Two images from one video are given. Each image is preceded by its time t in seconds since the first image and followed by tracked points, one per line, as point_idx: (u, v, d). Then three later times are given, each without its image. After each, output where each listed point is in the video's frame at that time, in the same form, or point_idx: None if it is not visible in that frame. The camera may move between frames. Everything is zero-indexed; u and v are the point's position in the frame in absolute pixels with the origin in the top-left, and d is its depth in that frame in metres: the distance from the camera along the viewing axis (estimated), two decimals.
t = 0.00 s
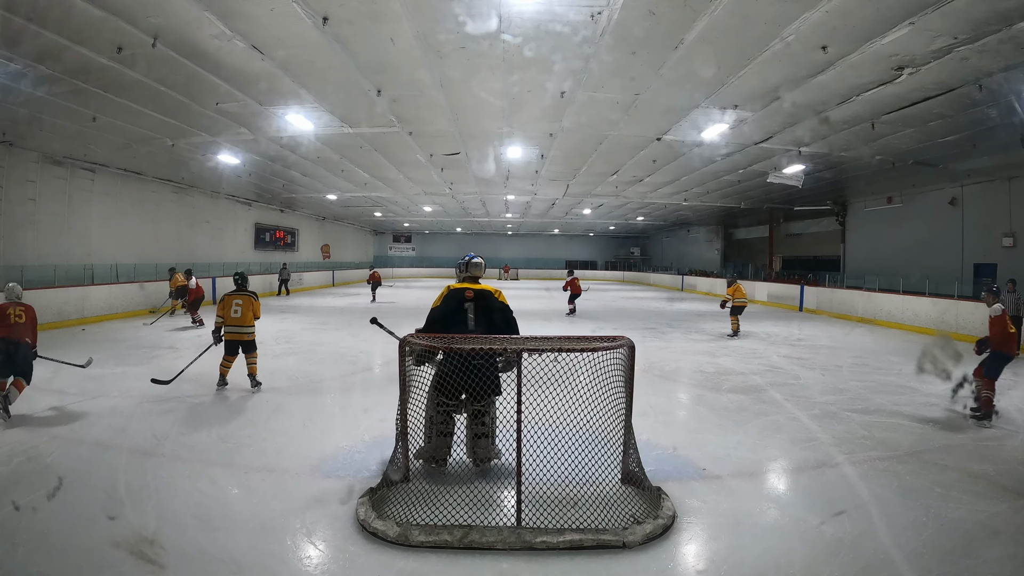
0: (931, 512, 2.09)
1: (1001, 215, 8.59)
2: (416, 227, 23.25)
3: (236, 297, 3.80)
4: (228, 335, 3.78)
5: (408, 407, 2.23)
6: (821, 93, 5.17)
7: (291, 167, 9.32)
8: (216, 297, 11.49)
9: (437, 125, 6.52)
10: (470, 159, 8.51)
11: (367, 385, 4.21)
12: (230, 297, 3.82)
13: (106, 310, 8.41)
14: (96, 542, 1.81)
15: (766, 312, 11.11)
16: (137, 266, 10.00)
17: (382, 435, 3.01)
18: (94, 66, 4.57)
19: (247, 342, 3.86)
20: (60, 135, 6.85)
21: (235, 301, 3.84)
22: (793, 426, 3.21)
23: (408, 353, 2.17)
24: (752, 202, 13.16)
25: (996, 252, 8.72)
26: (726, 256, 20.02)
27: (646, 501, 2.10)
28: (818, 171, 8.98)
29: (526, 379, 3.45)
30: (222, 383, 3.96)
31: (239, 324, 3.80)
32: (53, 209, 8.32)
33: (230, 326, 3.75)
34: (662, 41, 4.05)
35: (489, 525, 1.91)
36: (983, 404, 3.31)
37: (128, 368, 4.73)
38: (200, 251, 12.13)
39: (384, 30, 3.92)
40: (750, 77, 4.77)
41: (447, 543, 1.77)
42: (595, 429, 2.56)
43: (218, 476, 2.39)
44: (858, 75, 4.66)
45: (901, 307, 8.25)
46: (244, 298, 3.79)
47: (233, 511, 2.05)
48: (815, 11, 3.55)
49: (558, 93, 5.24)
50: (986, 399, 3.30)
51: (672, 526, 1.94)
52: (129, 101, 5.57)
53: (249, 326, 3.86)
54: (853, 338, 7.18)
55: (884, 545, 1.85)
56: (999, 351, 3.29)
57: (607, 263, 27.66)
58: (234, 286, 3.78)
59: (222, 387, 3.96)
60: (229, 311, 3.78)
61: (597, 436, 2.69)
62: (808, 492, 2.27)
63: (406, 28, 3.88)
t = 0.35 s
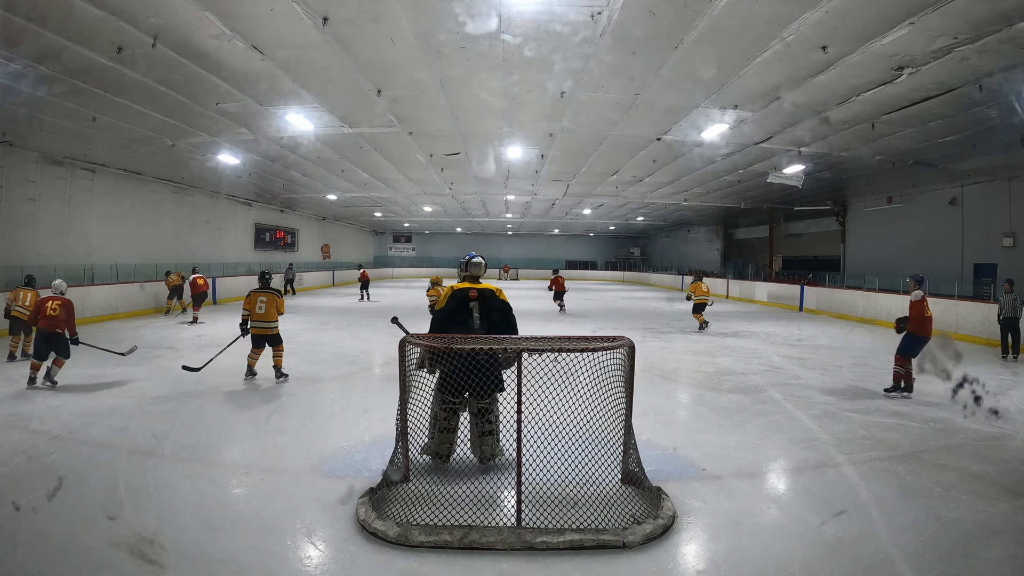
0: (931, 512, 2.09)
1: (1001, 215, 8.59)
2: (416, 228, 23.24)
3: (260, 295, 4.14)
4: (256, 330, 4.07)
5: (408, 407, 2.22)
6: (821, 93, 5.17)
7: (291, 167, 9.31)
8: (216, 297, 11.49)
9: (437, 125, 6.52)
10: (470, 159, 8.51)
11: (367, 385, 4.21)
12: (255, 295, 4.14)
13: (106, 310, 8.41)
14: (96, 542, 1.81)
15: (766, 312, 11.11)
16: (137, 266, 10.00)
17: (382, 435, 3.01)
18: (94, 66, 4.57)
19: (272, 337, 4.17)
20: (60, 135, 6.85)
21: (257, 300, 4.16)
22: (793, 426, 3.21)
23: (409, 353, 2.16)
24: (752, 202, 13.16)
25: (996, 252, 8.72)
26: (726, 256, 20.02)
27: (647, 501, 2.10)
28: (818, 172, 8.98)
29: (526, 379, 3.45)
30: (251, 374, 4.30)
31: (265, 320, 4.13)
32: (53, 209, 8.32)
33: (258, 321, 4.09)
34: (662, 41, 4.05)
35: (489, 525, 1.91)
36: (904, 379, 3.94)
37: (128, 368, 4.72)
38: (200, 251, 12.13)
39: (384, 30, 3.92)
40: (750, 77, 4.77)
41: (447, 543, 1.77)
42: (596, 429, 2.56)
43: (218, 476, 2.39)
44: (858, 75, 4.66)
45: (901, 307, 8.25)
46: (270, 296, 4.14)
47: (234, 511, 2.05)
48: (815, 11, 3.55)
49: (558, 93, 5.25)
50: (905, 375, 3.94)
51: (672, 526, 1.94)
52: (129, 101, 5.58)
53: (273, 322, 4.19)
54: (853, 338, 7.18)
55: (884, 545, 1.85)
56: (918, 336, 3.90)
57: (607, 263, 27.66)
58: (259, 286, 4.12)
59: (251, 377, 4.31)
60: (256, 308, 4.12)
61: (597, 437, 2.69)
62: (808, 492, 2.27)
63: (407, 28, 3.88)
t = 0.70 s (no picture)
0: (931, 512, 2.09)
1: (1001, 215, 8.59)
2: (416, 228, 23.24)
3: (295, 293, 4.50)
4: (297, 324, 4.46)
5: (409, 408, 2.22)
6: (821, 93, 5.17)
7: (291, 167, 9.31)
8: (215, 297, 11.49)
9: (437, 125, 6.52)
10: (470, 159, 8.52)
11: (367, 385, 4.22)
12: (289, 294, 4.48)
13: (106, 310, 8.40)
14: (97, 542, 1.81)
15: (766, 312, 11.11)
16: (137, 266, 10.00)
17: (382, 435, 3.01)
18: (94, 66, 4.58)
19: (307, 331, 4.57)
20: (60, 134, 6.85)
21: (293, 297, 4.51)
22: (792, 426, 3.21)
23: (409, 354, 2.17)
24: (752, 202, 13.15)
25: (996, 252, 8.72)
26: (726, 256, 20.01)
27: (647, 500, 2.10)
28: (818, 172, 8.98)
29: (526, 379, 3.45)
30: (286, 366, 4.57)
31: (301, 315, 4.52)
32: (52, 209, 8.31)
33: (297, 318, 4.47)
34: (662, 41, 4.05)
35: (489, 525, 1.91)
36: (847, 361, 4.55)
37: (128, 368, 4.72)
38: (200, 251, 12.12)
39: (384, 30, 3.92)
40: (750, 77, 4.77)
41: (447, 543, 1.77)
42: (596, 429, 2.56)
43: (218, 476, 2.39)
44: (858, 75, 4.66)
45: (901, 307, 8.25)
46: (305, 293, 4.54)
47: (234, 511, 2.05)
48: (815, 11, 3.55)
49: (558, 93, 5.25)
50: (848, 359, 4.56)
51: (672, 526, 1.94)
52: (129, 101, 5.58)
53: (306, 318, 4.60)
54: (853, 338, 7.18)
55: (884, 545, 1.85)
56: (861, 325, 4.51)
57: (607, 264, 27.66)
58: (292, 284, 4.46)
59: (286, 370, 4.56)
60: (293, 306, 4.48)
61: (597, 437, 2.69)
62: (808, 492, 2.27)
63: (406, 27, 3.88)
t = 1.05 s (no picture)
0: (931, 512, 2.09)
1: (1001, 215, 8.58)
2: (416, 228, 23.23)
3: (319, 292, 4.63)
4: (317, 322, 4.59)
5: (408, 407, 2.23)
6: (821, 93, 5.17)
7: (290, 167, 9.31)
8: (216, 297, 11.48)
9: (437, 125, 6.52)
10: (470, 159, 8.52)
11: (367, 385, 4.22)
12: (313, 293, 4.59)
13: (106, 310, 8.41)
14: (97, 542, 1.81)
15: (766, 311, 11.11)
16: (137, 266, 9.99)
17: (382, 435, 3.01)
18: (94, 66, 4.57)
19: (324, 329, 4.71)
20: (60, 135, 6.85)
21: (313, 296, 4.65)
22: (792, 426, 3.21)
23: (406, 356, 2.19)
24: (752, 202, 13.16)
25: (996, 252, 8.72)
26: (726, 256, 20.00)
27: (647, 501, 2.10)
28: (818, 172, 8.98)
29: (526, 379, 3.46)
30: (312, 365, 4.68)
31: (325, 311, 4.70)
32: (52, 209, 8.31)
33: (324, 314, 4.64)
34: (662, 41, 4.05)
35: (488, 525, 1.91)
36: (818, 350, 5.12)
37: (128, 368, 4.72)
38: (200, 251, 12.12)
39: (384, 30, 3.92)
40: (750, 77, 4.77)
41: (447, 542, 1.77)
42: (597, 429, 2.56)
43: (218, 476, 2.39)
44: (858, 75, 4.66)
45: (901, 306, 8.25)
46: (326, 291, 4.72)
47: (234, 511, 2.05)
48: (815, 11, 3.55)
49: (558, 93, 5.25)
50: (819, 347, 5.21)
51: (672, 526, 1.94)
52: (129, 101, 5.58)
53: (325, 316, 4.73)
54: (853, 338, 7.18)
55: (884, 545, 1.85)
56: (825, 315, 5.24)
57: (607, 263, 27.65)
58: (314, 284, 4.61)
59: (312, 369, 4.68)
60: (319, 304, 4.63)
61: (597, 437, 2.69)
62: (808, 492, 2.27)
63: (406, 27, 3.88)
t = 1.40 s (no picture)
0: (931, 512, 2.09)
1: (1001, 215, 8.59)
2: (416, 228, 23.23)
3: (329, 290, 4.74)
4: (322, 320, 4.71)
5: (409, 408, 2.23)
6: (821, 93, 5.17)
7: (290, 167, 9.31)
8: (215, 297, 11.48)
9: (437, 125, 6.52)
10: (470, 159, 8.52)
11: (367, 385, 4.21)
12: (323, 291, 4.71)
13: (106, 310, 8.41)
14: (96, 543, 1.81)
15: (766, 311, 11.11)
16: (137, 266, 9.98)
17: (382, 435, 3.01)
18: (94, 66, 4.57)
19: (334, 326, 4.83)
20: (60, 135, 6.85)
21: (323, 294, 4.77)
22: (792, 426, 3.21)
23: (406, 357, 2.18)
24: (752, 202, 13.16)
25: (996, 252, 8.72)
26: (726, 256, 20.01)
27: (646, 500, 2.10)
28: (818, 172, 8.98)
29: (526, 379, 3.46)
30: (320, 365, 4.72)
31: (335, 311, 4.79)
32: (53, 209, 8.31)
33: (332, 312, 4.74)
34: (662, 41, 4.05)
35: (488, 525, 1.91)
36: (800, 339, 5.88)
37: (128, 368, 4.72)
38: (200, 251, 12.11)
39: (384, 30, 3.92)
40: (750, 77, 4.77)
41: (447, 542, 1.77)
42: (597, 429, 2.56)
43: (218, 476, 2.39)
44: (858, 75, 4.66)
45: (901, 306, 8.25)
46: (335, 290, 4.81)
47: (234, 511, 2.05)
48: (815, 11, 3.55)
49: (558, 93, 5.25)
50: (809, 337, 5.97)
51: (672, 526, 1.94)
52: (129, 101, 5.58)
53: (335, 313, 4.84)
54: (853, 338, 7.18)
55: (884, 545, 1.85)
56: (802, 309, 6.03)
57: (607, 263, 27.64)
58: (323, 283, 4.71)
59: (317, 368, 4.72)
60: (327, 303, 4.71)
61: (597, 437, 2.69)
62: (808, 492, 2.27)
63: (406, 27, 3.88)
